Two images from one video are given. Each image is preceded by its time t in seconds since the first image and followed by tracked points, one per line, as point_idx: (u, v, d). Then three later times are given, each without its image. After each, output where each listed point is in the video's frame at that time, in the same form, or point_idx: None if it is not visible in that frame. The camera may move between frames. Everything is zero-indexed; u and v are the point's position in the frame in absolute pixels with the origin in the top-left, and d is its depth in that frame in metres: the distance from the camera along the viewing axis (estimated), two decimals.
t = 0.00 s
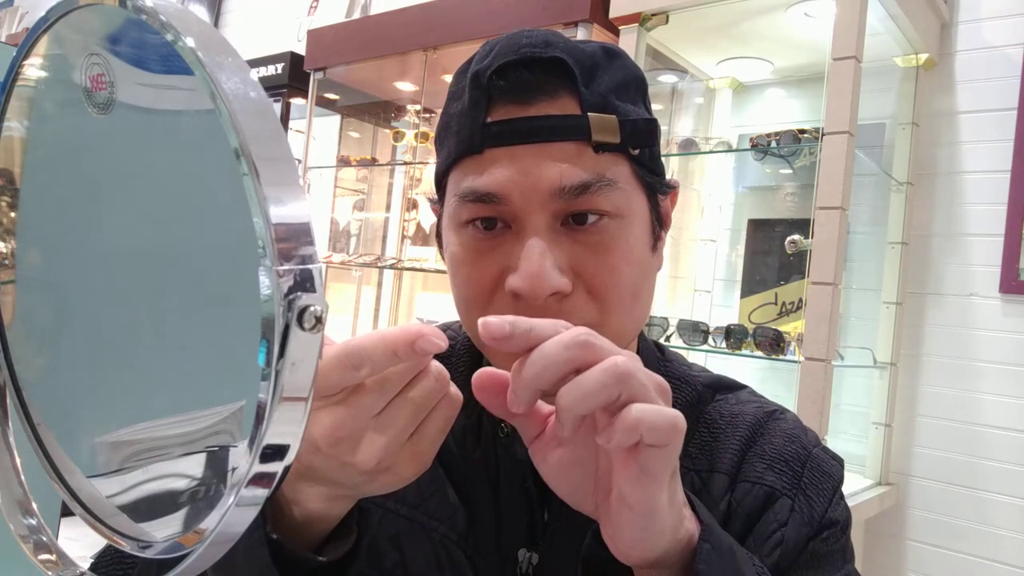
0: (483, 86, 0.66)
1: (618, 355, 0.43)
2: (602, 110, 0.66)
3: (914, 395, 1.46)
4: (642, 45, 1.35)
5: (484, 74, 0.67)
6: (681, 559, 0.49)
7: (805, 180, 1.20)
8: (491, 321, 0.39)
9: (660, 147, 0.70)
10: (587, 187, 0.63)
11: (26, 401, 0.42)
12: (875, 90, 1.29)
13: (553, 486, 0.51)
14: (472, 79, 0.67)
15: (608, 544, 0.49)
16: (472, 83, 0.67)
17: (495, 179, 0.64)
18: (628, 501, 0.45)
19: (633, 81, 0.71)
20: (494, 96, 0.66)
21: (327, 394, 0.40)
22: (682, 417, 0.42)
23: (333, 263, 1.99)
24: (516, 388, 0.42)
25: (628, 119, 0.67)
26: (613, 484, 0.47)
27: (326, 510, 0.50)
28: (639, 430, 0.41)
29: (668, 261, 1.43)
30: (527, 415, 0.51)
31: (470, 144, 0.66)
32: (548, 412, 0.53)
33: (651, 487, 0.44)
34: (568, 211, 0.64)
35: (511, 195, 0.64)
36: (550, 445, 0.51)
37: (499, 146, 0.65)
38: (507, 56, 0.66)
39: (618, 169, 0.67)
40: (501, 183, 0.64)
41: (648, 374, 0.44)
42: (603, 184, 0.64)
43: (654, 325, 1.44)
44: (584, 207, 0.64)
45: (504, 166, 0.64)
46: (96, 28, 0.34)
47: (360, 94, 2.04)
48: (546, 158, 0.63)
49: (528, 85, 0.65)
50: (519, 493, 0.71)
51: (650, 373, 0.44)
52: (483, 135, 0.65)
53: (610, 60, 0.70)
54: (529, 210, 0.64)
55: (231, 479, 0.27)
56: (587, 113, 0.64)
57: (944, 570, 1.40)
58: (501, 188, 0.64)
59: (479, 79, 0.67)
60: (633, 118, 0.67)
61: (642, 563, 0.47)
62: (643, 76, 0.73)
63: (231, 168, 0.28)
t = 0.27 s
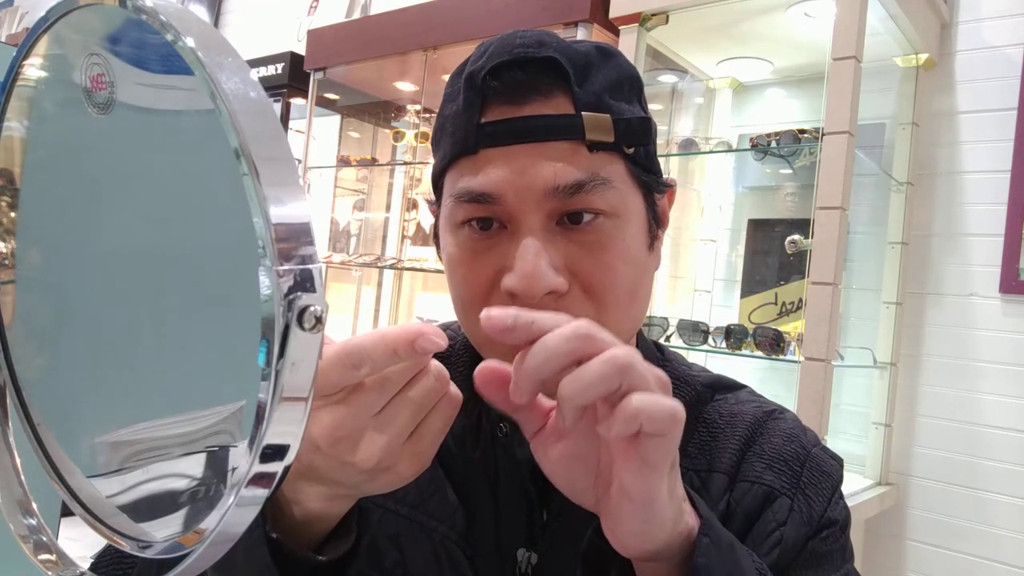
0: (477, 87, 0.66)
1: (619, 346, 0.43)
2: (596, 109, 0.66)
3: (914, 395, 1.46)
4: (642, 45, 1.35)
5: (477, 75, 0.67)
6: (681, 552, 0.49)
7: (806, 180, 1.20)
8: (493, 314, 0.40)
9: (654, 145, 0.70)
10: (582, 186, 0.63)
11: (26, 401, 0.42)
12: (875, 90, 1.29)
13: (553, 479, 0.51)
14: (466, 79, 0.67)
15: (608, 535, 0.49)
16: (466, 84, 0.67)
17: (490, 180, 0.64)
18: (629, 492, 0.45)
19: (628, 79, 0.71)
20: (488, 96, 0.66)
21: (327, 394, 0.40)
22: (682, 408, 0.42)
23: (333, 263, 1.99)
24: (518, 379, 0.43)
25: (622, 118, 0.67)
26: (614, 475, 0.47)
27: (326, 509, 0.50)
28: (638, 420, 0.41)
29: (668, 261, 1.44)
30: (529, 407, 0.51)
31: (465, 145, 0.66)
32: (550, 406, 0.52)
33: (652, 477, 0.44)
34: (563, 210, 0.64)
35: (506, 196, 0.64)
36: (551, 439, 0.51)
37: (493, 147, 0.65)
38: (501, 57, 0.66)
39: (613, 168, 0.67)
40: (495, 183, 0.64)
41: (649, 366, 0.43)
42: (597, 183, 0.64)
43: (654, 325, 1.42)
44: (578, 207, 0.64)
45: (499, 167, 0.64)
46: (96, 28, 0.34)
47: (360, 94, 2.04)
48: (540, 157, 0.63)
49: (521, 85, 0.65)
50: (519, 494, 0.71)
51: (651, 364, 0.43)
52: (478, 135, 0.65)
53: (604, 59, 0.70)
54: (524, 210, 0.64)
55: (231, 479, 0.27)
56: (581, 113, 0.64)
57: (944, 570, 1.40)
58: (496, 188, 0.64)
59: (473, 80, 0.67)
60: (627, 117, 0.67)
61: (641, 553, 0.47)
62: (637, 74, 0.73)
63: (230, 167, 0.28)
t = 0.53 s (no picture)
0: (478, 87, 0.66)
1: (618, 349, 0.43)
2: (597, 108, 0.66)
3: (914, 395, 1.46)
4: (643, 45, 1.35)
5: (478, 75, 0.67)
6: (681, 553, 0.49)
7: (806, 180, 1.20)
8: (494, 315, 0.40)
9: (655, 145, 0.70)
10: (582, 186, 0.63)
11: (26, 401, 0.42)
12: (875, 90, 1.29)
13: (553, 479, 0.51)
14: (467, 79, 0.67)
15: (607, 535, 0.49)
16: (467, 84, 0.67)
17: (491, 179, 0.64)
18: (629, 493, 0.45)
19: (628, 79, 0.71)
20: (489, 96, 0.66)
21: (327, 394, 0.40)
22: (681, 410, 0.42)
23: (333, 263, 1.99)
24: (518, 381, 0.42)
25: (623, 117, 0.67)
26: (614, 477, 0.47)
27: (326, 509, 0.50)
28: (638, 422, 0.41)
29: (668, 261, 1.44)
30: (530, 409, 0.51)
31: (465, 144, 0.66)
32: (551, 407, 0.52)
33: (651, 479, 0.44)
34: (564, 210, 0.64)
35: (507, 195, 0.64)
36: (551, 439, 0.51)
37: (494, 146, 0.65)
38: (501, 57, 0.66)
39: (614, 168, 0.67)
40: (496, 183, 0.64)
41: (648, 367, 0.44)
42: (598, 183, 0.64)
43: (654, 325, 1.43)
44: (579, 206, 0.64)
45: (500, 167, 0.64)
46: (95, 28, 0.34)
47: (360, 94, 2.04)
48: (541, 157, 0.63)
49: (521, 85, 0.65)
50: (518, 494, 0.71)
51: (650, 366, 0.44)
52: (478, 135, 0.65)
53: (605, 59, 0.70)
54: (525, 210, 0.64)
55: (231, 479, 0.27)
56: (581, 112, 0.64)
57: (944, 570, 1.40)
58: (497, 188, 0.64)
59: (473, 80, 0.67)
60: (628, 117, 0.67)
61: (640, 554, 0.47)
62: (638, 74, 0.73)
63: (230, 167, 0.28)
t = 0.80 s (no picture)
0: (481, 88, 0.66)
1: (624, 354, 0.43)
2: (600, 111, 0.66)
3: (914, 395, 1.46)
4: (642, 45, 1.35)
5: (481, 76, 0.66)
6: (687, 558, 0.49)
7: (805, 180, 1.20)
8: (498, 320, 0.40)
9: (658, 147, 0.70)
10: (585, 189, 0.63)
11: (26, 401, 0.42)
12: (874, 90, 1.29)
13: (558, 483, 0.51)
14: (470, 81, 0.67)
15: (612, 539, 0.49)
16: (470, 85, 0.67)
17: (494, 182, 0.64)
18: (635, 499, 0.45)
19: (632, 80, 0.71)
20: (492, 97, 0.66)
21: (327, 395, 0.40)
22: (689, 417, 0.42)
23: (333, 263, 2.00)
24: (523, 386, 0.42)
25: (626, 120, 0.67)
26: (620, 482, 0.47)
27: (326, 510, 0.50)
28: (645, 429, 0.41)
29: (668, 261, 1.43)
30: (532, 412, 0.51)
31: (468, 147, 0.66)
32: (555, 410, 0.52)
33: (657, 484, 0.44)
34: (567, 213, 0.64)
35: (510, 198, 0.63)
36: (555, 443, 0.51)
37: (498, 149, 0.65)
38: (505, 58, 0.66)
39: (617, 170, 0.66)
40: (499, 186, 0.64)
41: (654, 374, 0.44)
42: (601, 187, 0.64)
43: (654, 325, 1.44)
44: (583, 210, 0.64)
45: (503, 169, 0.64)
46: (96, 28, 0.34)
47: (360, 94, 2.04)
48: (544, 160, 0.63)
49: (525, 86, 0.65)
50: (518, 494, 0.71)
51: (656, 373, 0.44)
52: (481, 138, 0.66)
53: (608, 61, 0.70)
54: (528, 213, 0.63)
55: (231, 479, 0.27)
56: (585, 115, 0.65)
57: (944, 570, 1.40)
58: (500, 191, 0.64)
59: (476, 81, 0.67)
60: (631, 120, 0.67)
61: (646, 559, 0.48)
62: (641, 75, 0.73)
63: (230, 168, 0.28)
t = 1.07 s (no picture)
0: (471, 94, 0.66)
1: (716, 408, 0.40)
2: (590, 115, 0.66)
3: (914, 395, 1.46)
4: (642, 45, 1.35)
5: (471, 82, 0.66)
6: None
7: (806, 180, 1.20)
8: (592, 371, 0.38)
9: (651, 149, 0.70)
10: (574, 196, 0.63)
11: (25, 401, 0.42)
12: (875, 90, 1.29)
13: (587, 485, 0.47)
14: (460, 86, 0.67)
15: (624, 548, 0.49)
16: (460, 91, 0.67)
17: (484, 191, 0.64)
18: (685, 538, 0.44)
19: (623, 82, 0.71)
20: (481, 103, 0.66)
21: (323, 387, 0.40)
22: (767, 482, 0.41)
23: (333, 263, 2.00)
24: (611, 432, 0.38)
25: (617, 124, 0.67)
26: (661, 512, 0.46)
27: (324, 507, 0.50)
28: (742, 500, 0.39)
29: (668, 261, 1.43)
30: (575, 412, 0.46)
31: (458, 154, 0.66)
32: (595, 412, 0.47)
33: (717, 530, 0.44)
34: (558, 221, 0.64)
35: (499, 207, 0.64)
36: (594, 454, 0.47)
37: (487, 156, 0.65)
38: (494, 64, 0.66)
39: (608, 174, 0.66)
40: (489, 195, 0.64)
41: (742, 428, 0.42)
42: (591, 193, 0.64)
43: (654, 324, 1.43)
44: (574, 217, 0.64)
45: (493, 177, 0.64)
46: (95, 28, 0.34)
47: (360, 94, 2.04)
48: (533, 168, 0.63)
49: (514, 91, 0.65)
50: (518, 495, 0.70)
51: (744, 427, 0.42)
52: (471, 144, 0.66)
53: (599, 62, 0.70)
54: (518, 220, 0.64)
55: (231, 479, 0.27)
56: (574, 120, 0.64)
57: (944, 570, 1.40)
58: (490, 198, 0.64)
59: (466, 87, 0.66)
60: (622, 122, 0.67)
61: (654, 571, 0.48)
62: (633, 76, 0.72)
63: (231, 168, 0.28)
